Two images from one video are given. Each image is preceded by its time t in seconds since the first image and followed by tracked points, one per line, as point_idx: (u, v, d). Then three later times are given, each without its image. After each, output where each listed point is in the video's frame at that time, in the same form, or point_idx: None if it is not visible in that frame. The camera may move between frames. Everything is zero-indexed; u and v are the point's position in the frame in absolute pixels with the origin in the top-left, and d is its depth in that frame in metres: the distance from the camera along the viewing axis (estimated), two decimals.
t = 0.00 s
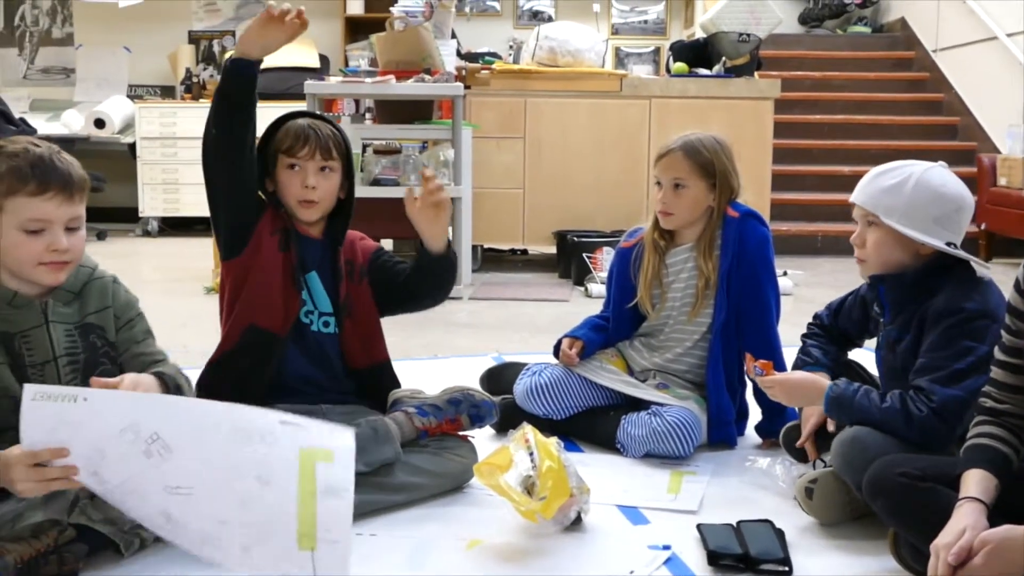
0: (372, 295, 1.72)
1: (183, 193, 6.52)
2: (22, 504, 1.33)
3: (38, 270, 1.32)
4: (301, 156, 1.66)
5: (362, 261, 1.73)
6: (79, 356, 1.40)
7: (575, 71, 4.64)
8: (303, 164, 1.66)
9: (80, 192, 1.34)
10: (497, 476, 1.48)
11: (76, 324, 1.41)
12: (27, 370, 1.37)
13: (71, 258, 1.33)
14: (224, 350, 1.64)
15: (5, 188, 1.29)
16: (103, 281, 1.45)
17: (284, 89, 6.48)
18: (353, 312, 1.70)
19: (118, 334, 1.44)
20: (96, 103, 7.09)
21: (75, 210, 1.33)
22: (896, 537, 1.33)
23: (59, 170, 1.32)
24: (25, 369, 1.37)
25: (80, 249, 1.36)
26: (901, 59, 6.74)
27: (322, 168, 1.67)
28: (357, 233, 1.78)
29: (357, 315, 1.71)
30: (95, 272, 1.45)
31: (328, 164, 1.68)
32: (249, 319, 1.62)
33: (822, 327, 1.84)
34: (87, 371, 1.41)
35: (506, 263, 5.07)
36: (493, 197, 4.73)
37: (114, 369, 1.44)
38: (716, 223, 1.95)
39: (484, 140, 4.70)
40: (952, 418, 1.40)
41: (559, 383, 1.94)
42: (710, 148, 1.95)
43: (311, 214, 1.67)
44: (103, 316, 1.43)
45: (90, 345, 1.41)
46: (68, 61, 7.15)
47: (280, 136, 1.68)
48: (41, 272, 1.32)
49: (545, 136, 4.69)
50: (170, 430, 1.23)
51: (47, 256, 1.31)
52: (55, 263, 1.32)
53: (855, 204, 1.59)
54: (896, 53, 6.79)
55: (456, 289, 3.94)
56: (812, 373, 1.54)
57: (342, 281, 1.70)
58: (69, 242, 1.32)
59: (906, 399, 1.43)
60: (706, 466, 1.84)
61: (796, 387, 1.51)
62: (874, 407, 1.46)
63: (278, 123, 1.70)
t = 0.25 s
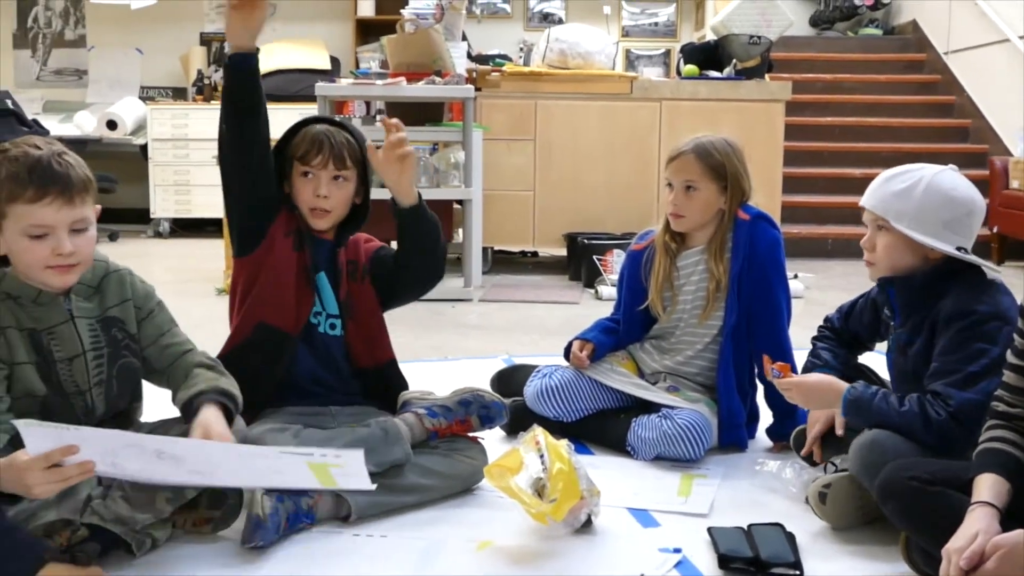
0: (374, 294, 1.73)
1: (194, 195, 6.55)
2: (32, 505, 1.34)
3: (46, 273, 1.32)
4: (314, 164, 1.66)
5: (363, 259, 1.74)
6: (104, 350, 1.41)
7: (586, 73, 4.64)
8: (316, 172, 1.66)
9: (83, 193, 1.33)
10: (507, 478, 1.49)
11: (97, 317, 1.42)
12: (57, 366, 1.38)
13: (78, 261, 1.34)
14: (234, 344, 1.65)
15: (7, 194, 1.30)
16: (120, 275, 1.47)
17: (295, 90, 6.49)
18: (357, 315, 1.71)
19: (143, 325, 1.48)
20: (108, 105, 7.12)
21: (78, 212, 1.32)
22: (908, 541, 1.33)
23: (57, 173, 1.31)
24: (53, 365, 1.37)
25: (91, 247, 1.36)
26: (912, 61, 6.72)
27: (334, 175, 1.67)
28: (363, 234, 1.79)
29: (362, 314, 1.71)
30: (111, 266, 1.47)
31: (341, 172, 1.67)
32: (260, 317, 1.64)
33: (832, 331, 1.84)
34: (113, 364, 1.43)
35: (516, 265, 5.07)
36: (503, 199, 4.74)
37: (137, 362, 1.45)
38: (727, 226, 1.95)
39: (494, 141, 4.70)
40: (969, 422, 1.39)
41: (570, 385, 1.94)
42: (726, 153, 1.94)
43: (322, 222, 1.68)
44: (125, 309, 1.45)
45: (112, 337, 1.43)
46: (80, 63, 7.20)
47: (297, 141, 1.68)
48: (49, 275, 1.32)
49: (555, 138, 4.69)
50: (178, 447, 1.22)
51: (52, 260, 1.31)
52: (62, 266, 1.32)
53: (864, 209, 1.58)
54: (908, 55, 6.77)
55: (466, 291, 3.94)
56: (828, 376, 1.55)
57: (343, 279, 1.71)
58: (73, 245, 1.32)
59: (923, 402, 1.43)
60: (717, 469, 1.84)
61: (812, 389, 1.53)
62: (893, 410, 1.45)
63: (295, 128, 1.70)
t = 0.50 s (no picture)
0: (389, 305, 1.73)
1: (208, 198, 6.58)
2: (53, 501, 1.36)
3: (68, 274, 1.33)
4: (330, 166, 1.66)
5: (382, 270, 1.73)
6: (123, 351, 1.43)
7: (599, 76, 4.65)
8: (331, 174, 1.66)
9: (102, 193, 1.34)
10: (520, 481, 1.49)
11: (117, 318, 1.44)
12: (78, 366, 1.39)
13: (99, 262, 1.34)
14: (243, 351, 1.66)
15: (28, 197, 1.31)
16: (139, 276, 1.49)
17: (309, 94, 6.52)
18: (371, 318, 1.73)
19: (157, 326, 1.49)
20: (122, 108, 7.17)
21: (96, 213, 1.33)
22: (922, 546, 1.32)
23: (77, 175, 1.32)
24: (75, 365, 1.38)
25: (111, 248, 1.37)
26: (927, 64, 6.68)
27: (350, 178, 1.67)
28: (384, 243, 1.78)
29: (377, 321, 1.73)
30: (131, 267, 1.49)
31: (357, 175, 1.68)
32: (267, 324, 1.64)
33: (845, 333, 1.83)
34: (132, 365, 1.44)
35: (529, 267, 5.08)
36: (516, 202, 4.74)
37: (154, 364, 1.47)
38: (741, 227, 1.95)
39: (507, 144, 4.70)
40: (990, 425, 1.38)
41: (583, 388, 1.95)
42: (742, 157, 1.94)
43: (336, 223, 1.68)
44: (143, 310, 1.47)
45: (131, 338, 1.44)
46: (96, 67, 7.27)
47: (314, 144, 1.68)
48: (71, 275, 1.33)
49: (568, 140, 4.69)
50: (185, 405, 1.22)
51: (73, 261, 1.32)
52: (83, 266, 1.33)
53: (886, 209, 1.57)
54: (923, 57, 6.74)
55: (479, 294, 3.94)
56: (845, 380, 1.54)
57: (361, 290, 1.72)
58: (94, 245, 1.33)
59: (942, 406, 1.42)
60: (730, 472, 1.84)
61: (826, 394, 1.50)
62: (910, 413, 1.45)
63: (313, 131, 1.71)
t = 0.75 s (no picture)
0: (402, 309, 1.74)
1: (213, 199, 6.58)
2: (54, 503, 1.34)
3: (83, 272, 1.33)
4: (333, 166, 1.66)
5: (391, 272, 1.74)
6: (127, 350, 1.44)
7: (603, 77, 4.65)
8: (335, 175, 1.66)
9: (111, 191, 1.35)
10: (524, 482, 1.49)
11: (121, 318, 1.45)
12: (86, 366, 1.40)
13: (112, 259, 1.35)
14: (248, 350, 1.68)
15: (40, 197, 1.31)
16: (143, 275, 1.49)
17: (313, 95, 6.53)
18: (382, 321, 1.73)
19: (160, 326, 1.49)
20: (127, 109, 7.18)
21: (109, 210, 1.34)
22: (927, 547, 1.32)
23: (87, 172, 1.33)
24: (84, 365, 1.39)
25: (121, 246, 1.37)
26: (932, 64, 6.67)
27: (354, 178, 1.67)
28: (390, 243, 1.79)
29: (389, 324, 1.73)
30: (136, 267, 1.49)
31: (360, 175, 1.68)
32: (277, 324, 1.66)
33: (849, 335, 1.83)
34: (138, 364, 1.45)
35: (534, 268, 5.08)
36: (520, 202, 4.74)
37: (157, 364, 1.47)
38: (747, 228, 1.95)
39: (511, 144, 4.71)
40: (996, 426, 1.38)
41: (587, 389, 1.94)
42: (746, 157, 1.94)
43: (341, 224, 1.68)
44: (146, 310, 1.47)
45: (135, 338, 1.45)
46: (100, 68, 7.29)
47: (317, 144, 1.68)
48: (86, 273, 1.33)
49: (572, 141, 4.69)
50: (164, 374, 1.20)
51: (89, 258, 1.32)
52: (98, 264, 1.33)
53: (893, 208, 1.57)
54: (928, 57, 6.72)
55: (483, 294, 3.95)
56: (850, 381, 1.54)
57: (371, 293, 1.72)
58: (108, 242, 1.34)
59: (947, 405, 1.42)
60: (734, 473, 1.83)
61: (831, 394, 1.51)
62: (917, 413, 1.45)
63: (316, 131, 1.71)
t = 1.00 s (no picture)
0: (406, 314, 1.74)
1: (216, 200, 6.58)
2: (58, 503, 1.35)
3: (92, 270, 1.34)
4: (335, 168, 1.66)
5: (399, 276, 1.75)
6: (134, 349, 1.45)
7: (607, 77, 4.64)
8: (337, 177, 1.66)
9: (118, 189, 1.35)
10: (528, 481, 1.49)
11: (128, 318, 1.46)
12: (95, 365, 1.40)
13: (119, 256, 1.35)
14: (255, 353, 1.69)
15: (46, 197, 1.31)
16: (150, 276, 1.50)
17: (317, 95, 6.53)
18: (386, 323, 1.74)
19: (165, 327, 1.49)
20: (130, 109, 7.19)
21: (116, 208, 1.34)
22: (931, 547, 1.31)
23: (94, 171, 1.33)
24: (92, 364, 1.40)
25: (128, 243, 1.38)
26: (936, 64, 6.66)
27: (356, 179, 1.67)
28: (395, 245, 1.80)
29: (397, 327, 1.74)
30: (143, 267, 1.50)
31: (362, 176, 1.68)
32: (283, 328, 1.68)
33: (857, 334, 1.82)
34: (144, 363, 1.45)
35: (537, 268, 5.08)
36: (524, 203, 4.74)
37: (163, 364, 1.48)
38: (749, 227, 1.95)
39: (514, 145, 4.71)
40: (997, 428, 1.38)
41: (591, 389, 1.94)
42: (749, 156, 1.94)
43: (345, 226, 1.68)
44: (153, 309, 1.48)
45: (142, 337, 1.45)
46: (103, 69, 7.29)
47: (316, 146, 1.68)
48: (94, 271, 1.34)
49: (576, 141, 4.69)
50: (149, 358, 1.18)
51: (97, 257, 1.33)
52: (105, 262, 1.34)
53: (906, 206, 1.56)
54: (932, 57, 6.71)
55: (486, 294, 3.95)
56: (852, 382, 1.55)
57: (380, 296, 1.72)
58: (115, 240, 1.34)
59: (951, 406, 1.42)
60: (738, 473, 1.83)
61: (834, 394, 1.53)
62: (919, 413, 1.44)
63: (313, 132, 1.70)
